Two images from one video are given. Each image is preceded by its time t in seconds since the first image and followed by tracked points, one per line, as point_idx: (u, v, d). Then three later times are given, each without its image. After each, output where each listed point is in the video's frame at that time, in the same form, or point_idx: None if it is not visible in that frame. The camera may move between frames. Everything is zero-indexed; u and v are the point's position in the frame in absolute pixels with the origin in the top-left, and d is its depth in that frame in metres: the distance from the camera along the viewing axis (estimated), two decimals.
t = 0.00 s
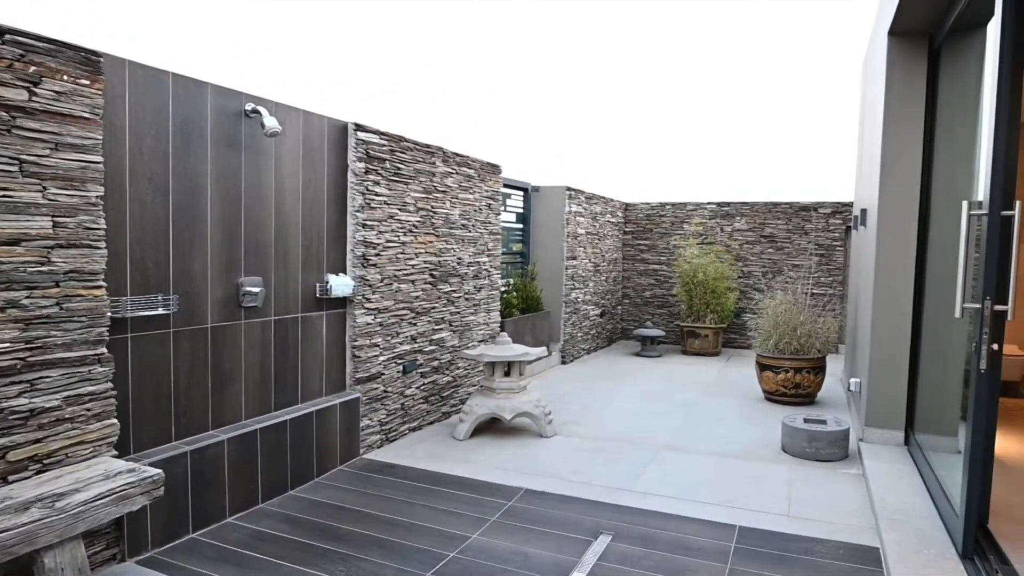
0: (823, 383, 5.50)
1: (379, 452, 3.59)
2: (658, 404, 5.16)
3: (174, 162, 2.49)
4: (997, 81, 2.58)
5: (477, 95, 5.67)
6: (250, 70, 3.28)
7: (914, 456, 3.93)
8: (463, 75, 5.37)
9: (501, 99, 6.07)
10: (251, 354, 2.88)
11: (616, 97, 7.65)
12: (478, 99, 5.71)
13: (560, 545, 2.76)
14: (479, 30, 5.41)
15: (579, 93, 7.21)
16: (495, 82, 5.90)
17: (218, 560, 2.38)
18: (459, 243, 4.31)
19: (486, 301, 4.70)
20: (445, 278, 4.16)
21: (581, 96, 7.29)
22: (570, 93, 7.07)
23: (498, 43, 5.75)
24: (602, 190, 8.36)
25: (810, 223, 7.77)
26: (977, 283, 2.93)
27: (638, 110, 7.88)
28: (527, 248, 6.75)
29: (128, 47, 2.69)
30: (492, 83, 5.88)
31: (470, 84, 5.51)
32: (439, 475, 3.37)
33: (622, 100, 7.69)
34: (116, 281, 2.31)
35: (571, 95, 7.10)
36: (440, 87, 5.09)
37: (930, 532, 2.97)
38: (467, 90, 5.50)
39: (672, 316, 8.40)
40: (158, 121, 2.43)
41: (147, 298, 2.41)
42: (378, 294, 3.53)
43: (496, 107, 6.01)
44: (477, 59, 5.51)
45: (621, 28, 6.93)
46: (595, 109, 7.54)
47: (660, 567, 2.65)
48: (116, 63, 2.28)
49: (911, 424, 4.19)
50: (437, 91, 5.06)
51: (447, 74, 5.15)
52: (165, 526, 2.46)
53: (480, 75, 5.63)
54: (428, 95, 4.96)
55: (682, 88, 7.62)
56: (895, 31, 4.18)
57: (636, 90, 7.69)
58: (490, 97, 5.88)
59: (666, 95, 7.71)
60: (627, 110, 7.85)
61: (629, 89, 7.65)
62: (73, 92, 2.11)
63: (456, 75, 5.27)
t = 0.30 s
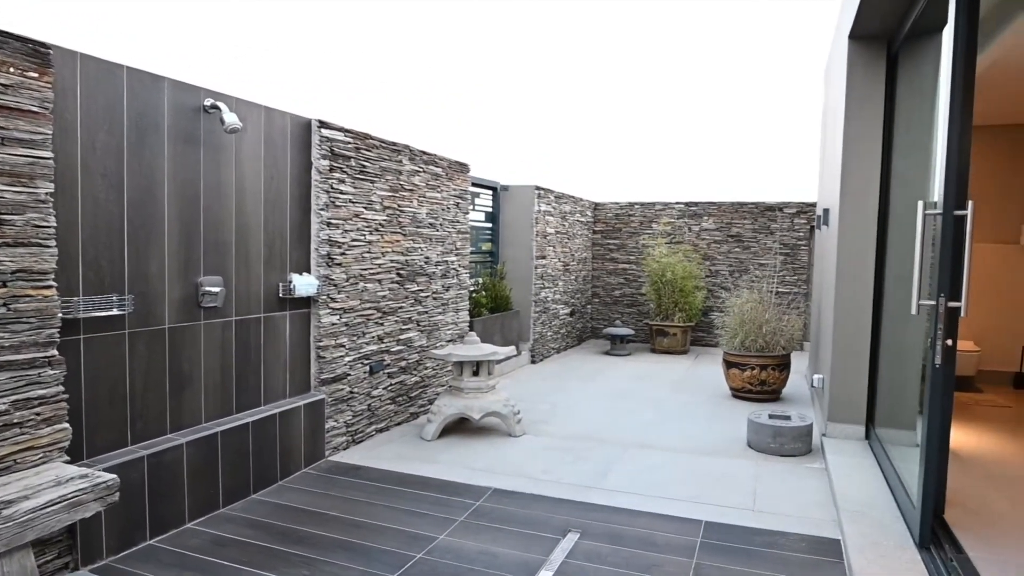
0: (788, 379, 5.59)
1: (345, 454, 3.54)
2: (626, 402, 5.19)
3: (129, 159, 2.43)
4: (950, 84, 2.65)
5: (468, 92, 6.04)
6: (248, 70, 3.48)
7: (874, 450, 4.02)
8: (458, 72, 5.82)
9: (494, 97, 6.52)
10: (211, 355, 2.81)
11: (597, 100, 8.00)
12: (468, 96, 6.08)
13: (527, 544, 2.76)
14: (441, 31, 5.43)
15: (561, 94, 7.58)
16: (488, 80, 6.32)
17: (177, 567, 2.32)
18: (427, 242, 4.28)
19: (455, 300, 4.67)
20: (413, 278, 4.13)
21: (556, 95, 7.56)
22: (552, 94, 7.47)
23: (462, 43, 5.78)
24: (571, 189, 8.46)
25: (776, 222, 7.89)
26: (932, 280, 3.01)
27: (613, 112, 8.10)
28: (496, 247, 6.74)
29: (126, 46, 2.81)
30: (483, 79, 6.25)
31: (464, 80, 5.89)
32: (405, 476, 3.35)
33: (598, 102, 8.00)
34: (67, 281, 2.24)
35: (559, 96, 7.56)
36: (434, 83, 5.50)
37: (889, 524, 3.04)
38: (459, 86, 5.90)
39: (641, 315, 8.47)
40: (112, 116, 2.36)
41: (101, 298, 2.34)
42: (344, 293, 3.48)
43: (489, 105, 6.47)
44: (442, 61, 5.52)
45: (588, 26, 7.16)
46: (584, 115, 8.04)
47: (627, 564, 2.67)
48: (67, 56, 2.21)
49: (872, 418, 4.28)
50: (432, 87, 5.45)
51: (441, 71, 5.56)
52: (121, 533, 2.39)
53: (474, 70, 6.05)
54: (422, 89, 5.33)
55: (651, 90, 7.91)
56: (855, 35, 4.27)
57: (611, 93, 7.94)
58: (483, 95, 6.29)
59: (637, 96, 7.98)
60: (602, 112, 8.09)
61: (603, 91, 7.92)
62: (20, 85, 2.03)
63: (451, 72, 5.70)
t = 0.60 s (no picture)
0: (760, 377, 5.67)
1: (316, 456, 3.50)
2: (601, 401, 5.21)
3: (89, 155, 2.36)
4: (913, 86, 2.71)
5: (467, 86, 6.48)
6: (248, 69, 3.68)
7: (842, 446, 4.09)
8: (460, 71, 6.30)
9: (494, 95, 7.03)
10: (176, 357, 2.75)
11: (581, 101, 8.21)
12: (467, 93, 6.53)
13: (501, 544, 2.75)
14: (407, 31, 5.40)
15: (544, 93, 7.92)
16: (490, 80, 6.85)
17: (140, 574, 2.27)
18: (399, 242, 4.25)
19: (428, 300, 4.65)
20: (385, 278, 4.09)
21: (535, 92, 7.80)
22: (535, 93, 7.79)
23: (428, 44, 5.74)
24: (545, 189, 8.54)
25: (748, 222, 7.98)
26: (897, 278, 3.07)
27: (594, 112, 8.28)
28: (470, 247, 6.72)
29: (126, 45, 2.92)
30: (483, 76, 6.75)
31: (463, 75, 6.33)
32: (377, 478, 3.31)
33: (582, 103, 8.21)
34: (23, 281, 2.17)
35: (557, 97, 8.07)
36: (436, 82, 5.94)
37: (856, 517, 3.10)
38: (460, 86, 6.35)
39: (616, 314, 8.52)
40: (71, 113, 2.30)
41: (61, 300, 2.27)
42: (314, 294, 3.44)
43: (489, 102, 6.95)
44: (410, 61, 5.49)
45: (566, 23, 7.41)
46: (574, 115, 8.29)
47: (600, 562, 2.67)
48: (23, 50, 2.14)
49: (841, 414, 4.36)
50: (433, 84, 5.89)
51: (444, 71, 6.03)
52: (82, 540, 2.32)
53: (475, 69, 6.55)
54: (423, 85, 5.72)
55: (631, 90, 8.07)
56: (823, 38, 4.33)
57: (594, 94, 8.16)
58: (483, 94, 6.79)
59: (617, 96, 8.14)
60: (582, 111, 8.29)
61: (588, 92, 8.14)
62: None
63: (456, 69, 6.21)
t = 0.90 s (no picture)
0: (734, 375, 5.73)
1: (288, 458, 3.45)
2: (577, 400, 5.23)
3: (50, 152, 2.30)
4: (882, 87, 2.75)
5: (467, 86, 7.00)
6: (247, 68, 3.87)
7: (814, 442, 4.15)
8: (460, 73, 6.84)
9: (493, 96, 7.62)
10: (144, 359, 2.70)
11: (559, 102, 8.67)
12: (467, 93, 7.06)
13: (477, 545, 2.73)
14: (375, 31, 5.39)
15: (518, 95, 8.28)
16: (489, 81, 7.45)
17: None
18: (373, 241, 4.21)
19: (403, 300, 4.62)
20: (359, 278, 4.06)
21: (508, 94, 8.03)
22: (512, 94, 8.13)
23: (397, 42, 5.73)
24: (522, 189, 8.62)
25: (723, 222, 8.05)
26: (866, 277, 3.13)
27: (566, 111, 8.69)
28: (446, 246, 6.69)
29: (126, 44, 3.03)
30: (482, 77, 7.33)
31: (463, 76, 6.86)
32: (351, 480, 3.28)
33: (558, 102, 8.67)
34: None
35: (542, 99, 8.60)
36: (436, 81, 6.39)
37: (827, 512, 3.14)
38: (460, 86, 6.88)
39: (592, 313, 8.55)
40: (31, 111, 2.23)
41: (21, 301, 2.21)
42: (286, 294, 3.40)
43: (488, 102, 7.52)
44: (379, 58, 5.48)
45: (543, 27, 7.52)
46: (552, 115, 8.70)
47: (575, 560, 2.67)
48: None
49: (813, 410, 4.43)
50: (435, 83, 6.35)
51: (444, 71, 6.54)
52: (45, 547, 2.26)
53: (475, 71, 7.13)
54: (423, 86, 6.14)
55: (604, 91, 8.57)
56: (795, 40, 4.39)
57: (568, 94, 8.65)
58: (483, 94, 7.35)
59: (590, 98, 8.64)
60: (555, 111, 8.69)
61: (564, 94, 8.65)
62: None
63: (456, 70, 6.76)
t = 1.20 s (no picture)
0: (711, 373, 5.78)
1: (261, 461, 3.41)
2: (554, 399, 5.23)
3: (11, 149, 2.23)
4: (851, 87, 2.79)
5: (466, 87, 7.56)
6: (247, 68, 4.12)
7: (788, 438, 4.20)
8: (460, 74, 7.39)
9: (492, 96, 8.21)
10: (111, 360, 2.64)
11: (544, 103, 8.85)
12: (467, 94, 7.61)
13: (453, 545, 2.72)
14: (346, 29, 5.36)
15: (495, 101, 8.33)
16: (489, 82, 8.04)
17: None
18: (348, 240, 4.17)
19: (379, 299, 4.58)
20: (334, 277, 4.02)
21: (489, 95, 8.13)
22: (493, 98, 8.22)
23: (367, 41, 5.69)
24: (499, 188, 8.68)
25: (699, 221, 8.11)
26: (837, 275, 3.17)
27: (548, 110, 8.84)
28: (423, 245, 6.66)
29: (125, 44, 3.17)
30: (482, 77, 7.91)
31: (463, 78, 7.41)
32: (326, 481, 3.25)
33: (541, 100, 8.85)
34: None
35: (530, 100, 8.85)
36: (437, 82, 6.92)
37: (801, 507, 3.18)
38: (460, 87, 7.42)
39: (570, 312, 8.58)
40: None
41: None
42: (258, 294, 3.35)
43: (488, 102, 8.11)
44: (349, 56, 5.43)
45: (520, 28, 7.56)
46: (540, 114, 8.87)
47: (552, 559, 2.67)
48: None
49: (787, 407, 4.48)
50: (435, 84, 6.87)
51: (444, 72, 7.06)
52: (7, 554, 2.20)
53: (474, 72, 7.70)
54: (424, 86, 6.63)
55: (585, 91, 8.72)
56: (768, 41, 4.43)
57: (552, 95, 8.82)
58: (483, 94, 7.93)
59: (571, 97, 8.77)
60: (537, 108, 8.87)
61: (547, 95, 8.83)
62: None
63: (457, 72, 7.30)
